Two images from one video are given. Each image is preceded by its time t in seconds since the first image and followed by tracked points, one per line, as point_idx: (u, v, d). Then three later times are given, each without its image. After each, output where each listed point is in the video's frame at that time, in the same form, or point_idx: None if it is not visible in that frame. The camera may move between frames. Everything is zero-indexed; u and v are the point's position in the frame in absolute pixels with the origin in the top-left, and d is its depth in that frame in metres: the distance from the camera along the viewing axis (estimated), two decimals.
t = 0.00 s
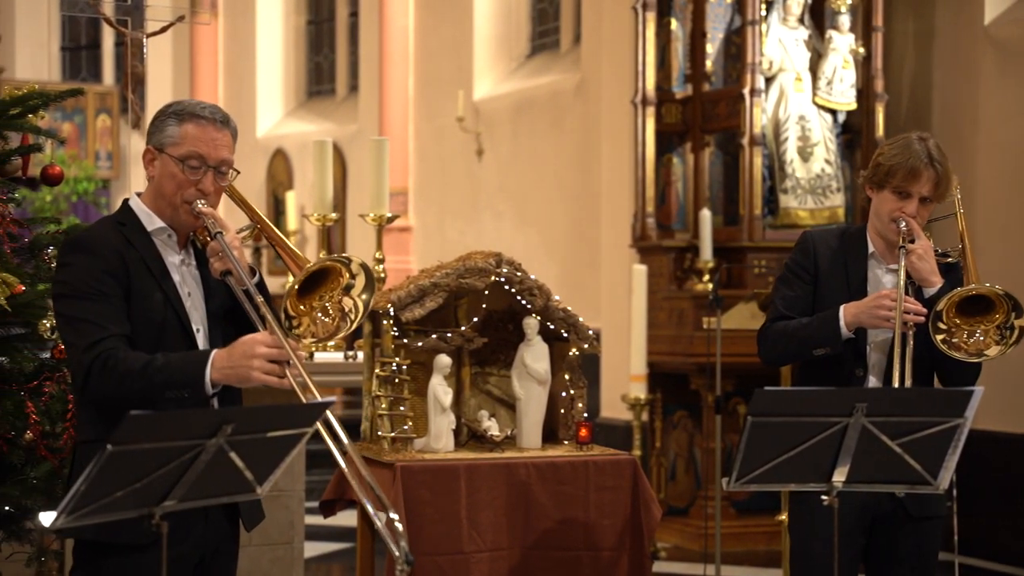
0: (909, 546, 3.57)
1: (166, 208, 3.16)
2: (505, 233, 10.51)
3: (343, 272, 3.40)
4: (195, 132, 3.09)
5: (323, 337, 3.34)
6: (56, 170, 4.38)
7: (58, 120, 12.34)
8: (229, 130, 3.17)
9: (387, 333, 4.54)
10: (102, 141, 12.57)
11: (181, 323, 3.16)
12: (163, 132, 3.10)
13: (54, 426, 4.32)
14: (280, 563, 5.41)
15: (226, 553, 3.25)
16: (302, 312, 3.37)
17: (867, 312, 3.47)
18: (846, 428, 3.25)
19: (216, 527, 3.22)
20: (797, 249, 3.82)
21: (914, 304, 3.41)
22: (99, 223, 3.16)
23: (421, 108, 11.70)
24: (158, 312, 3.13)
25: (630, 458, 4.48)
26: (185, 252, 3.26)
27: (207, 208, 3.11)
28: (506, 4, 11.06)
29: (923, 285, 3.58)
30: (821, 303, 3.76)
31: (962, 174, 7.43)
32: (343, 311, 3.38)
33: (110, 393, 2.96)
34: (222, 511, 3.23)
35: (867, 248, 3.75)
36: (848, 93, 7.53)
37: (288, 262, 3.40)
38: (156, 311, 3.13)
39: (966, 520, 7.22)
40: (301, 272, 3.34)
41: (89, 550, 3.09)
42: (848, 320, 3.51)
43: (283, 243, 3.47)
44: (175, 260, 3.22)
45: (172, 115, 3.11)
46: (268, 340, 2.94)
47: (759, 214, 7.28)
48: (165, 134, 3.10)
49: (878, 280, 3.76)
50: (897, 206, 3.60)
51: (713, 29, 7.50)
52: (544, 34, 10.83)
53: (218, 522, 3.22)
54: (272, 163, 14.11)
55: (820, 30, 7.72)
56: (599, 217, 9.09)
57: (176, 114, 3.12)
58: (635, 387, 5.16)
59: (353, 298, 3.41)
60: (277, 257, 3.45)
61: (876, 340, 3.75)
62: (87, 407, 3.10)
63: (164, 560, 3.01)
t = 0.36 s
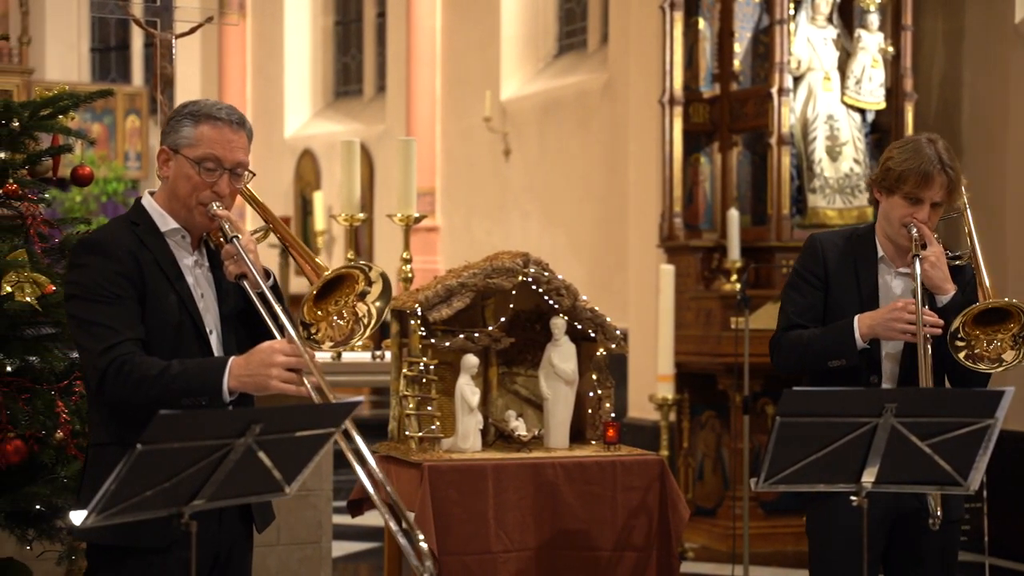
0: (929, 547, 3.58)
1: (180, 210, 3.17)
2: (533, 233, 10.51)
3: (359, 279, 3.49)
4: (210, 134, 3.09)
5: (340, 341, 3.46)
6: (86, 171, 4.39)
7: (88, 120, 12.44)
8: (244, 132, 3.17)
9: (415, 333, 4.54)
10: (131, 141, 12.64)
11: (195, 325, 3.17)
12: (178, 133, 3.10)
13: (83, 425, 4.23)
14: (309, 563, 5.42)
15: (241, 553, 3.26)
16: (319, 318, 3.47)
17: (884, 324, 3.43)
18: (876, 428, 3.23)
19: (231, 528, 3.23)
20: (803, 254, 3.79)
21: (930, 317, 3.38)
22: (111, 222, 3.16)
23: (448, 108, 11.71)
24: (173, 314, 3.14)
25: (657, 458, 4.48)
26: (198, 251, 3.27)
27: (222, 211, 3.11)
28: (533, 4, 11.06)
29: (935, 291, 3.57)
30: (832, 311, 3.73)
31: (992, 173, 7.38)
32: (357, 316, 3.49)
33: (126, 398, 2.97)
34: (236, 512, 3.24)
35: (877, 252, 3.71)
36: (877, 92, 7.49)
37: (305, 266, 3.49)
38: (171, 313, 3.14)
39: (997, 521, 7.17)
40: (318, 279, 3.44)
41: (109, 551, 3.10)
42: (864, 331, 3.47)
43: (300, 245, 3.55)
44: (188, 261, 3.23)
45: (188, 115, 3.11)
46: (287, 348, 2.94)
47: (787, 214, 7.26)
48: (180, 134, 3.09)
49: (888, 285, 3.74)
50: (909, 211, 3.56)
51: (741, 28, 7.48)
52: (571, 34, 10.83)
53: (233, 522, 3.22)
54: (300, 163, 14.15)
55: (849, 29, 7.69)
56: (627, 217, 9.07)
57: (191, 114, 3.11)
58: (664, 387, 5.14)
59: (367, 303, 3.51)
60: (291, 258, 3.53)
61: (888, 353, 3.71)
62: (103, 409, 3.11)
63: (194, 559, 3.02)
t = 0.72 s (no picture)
0: (956, 549, 3.55)
1: (199, 208, 3.09)
2: (561, 233, 10.51)
3: (381, 269, 3.43)
4: (226, 130, 3.03)
5: (369, 334, 3.37)
6: (118, 172, 4.40)
7: (119, 121, 12.53)
8: (260, 127, 3.11)
9: (444, 333, 4.56)
10: (162, 142, 12.73)
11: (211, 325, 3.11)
12: (193, 131, 3.03)
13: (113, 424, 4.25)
14: (339, 562, 5.44)
15: (261, 556, 3.24)
16: (344, 311, 3.39)
17: (878, 326, 3.43)
18: (907, 429, 3.21)
19: (251, 528, 3.21)
20: (802, 260, 3.77)
21: (921, 315, 3.37)
22: (128, 223, 3.10)
23: (476, 108, 11.71)
24: (188, 312, 3.08)
25: (687, 458, 4.47)
26: (214, 251, 3.21)
27: (240, 207, 3.04)
28: (562, 4, 11.05)
29: (932, 285, 3.53)
30: (832, 314, 3.71)
31: None
32: (382, 306, 3.42)
33: (138, 395, 2.90)
34: (256, 511, 3.22)
35: (872, 253, 3.70)
36: (909, 91, 7.48)
37: (327, 260, 3.41)
38: (185, 311, 3.07)
39: None
40: (343, 272, 3.37)
41: (129, 558, 3.08)
42: (862, 335, 3.48)
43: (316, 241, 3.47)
44: (204, 260, 3.17)
45: (202, 113, 3.05)
46: (280, 288, 2.93)
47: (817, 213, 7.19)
48: (195, 132, 3.03)
49: (886, 283, 3.72)
50: (896, 210, 3.54)
51: (771, 27, 7.46)
52: (600, 33, 10.83)
53: (253, 522, 3.21)
54: (329, 163, 14.20)
55: (880, 28, 7.65)
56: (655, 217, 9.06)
57: (206, 112, 3.05)
58: (693, 386, 5.10)
59: (389, 293, 3.45)
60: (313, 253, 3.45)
61: (890, 355, 3.69)
62: (116, 413, 3.05)
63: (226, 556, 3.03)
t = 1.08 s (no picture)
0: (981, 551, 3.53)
1: (219, 209, 3.06)
2: (590, 232, 10.50)
3: (401, 267, 3.35)
4: (244, 130, 2.99)
5: (391, 332, 3.31)
6: (147, 173, 4.42)
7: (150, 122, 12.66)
8: (279, 128, 3.07)
9: (472, 332, 4.56)
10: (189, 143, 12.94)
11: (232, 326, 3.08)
12: (212, 132, 3.01)
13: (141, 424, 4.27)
14: (368, 561, 5.46)
15: (285, 554, 3.24)
16: (365, 311, 3.33)
17: (891, 322, 3.43)
18: (939, 429, 3.20)
19: (274, 531, 3.20)
20: (810, 262, 3.76)
21: (936, 309, 3.35)
22: (146, 224, 3.07)
23: (504, 108, 11.72)
24: (209, 313, 3.05)
25: (716, 458, 4.47)
26: (234, 251, 3.18)
27: (260, 207, 3.00)
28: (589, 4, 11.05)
29: (944, 281, 3.52)
30: (844, 314, 3.70)
31: None
32: (403, 304, 3.35)
33: (161, 396, 2.87)
34: (278, 513, 3.21)
35: (882, 251, 3.69)
36: (939, 89, 7.47)
37: (346, 260, 3.35)
38: (206, 312, 3.05)
39: None
40: (363, 273, 3.30)
41: (156, 559, 3.08)
42: (874, 333, 3.47)
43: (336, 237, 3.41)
44: (224, 260, 3.14)
45: (220, 113, 3.02)
46: (301, 286, 2.91)
47: (847, 213, 7.14)
48: (214, 133, 3.00)
49: (897, 281, 3.72)
50: (904, 206, 3.54)
51: (801, 26, 7.43)
52: (629, 33, 10.82)
53: (276, 522, 3.20)
54: (358, 164, 14.23)
55: (911, 27, 7.61)
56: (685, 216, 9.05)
57: (224, 112, 3.02)
58: (722, 387, 5.10)
59: (410, 292, 3.38)
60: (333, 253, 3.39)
61: (904, 352, 3.69)
62: (139, 415, 3.04)
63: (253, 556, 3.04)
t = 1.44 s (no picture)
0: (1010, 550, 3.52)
1: (245, 210, 3.07)
2: (618, 232, 10.49)
3: (426, 269, 3.31)
4: (271, 132, 3.00)
5: (416, 334, 3.29)
6: (179, 173, 4.44)
7: (180, 123, 12.73)
8: (306, 130, 3.08)
9: (501, 333, 4.56)
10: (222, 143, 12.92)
11: (260, 326, 3.09)
12: (239, 132, 3.01)
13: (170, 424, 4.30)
14: (397, 561, 5.47)
15: (313, 552, 3.24)
16: (390, 312, 3.30)
17: (913, 322, 3.39)
18: (970, 430, 3.18)
19: (301, 530, 3.21)
20: (824, 264, 3.76)
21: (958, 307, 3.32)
22: (174, 224, 3.09)
23: (533, 108, 11.72)
24: (237, 313, 3.06)
25: (746, 459, 4.46)
26: (260, 252, 3.18)
27: (287, 209, 3.01)
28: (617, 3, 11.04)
29: (962, 281, 3.52)
30: (860, 315, 3.69)
31: None
32: (428, 307, 3.33)
33: (192, 398, 2.88)
34: (305, 512, 3.22)
35: (897, 251, 3.68)
36: (970, 88, 7.44)
37: (370, 259, 3.32)
38: (235, 312, 3.06)
39: None
40: (388, 276, 3.25)
41: (186, 557, 3.08)
42: (894, 332, 3.44)
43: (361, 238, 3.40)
44: (251, 260, 3.14)
45: (248, 114, 3.03)
46: (346, 315, 2.86)
47: (877, 212, 7.07)
48: (241, 134, 3.01)
49: (913, 282, 3.70)
50: (922, 206, 3.52)
51: (830, 25, 7.40)
52: (658, 32, 10.81)
53: (303, 520, 3.21)
54: (387, 163, 14.25)
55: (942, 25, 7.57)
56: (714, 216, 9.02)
57: (251, 114, 3.03)
58: (751, 387, 5.07)
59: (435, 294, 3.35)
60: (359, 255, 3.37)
61: (921, 354, 3.69)
62: (168, 415, 3.06)
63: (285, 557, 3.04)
